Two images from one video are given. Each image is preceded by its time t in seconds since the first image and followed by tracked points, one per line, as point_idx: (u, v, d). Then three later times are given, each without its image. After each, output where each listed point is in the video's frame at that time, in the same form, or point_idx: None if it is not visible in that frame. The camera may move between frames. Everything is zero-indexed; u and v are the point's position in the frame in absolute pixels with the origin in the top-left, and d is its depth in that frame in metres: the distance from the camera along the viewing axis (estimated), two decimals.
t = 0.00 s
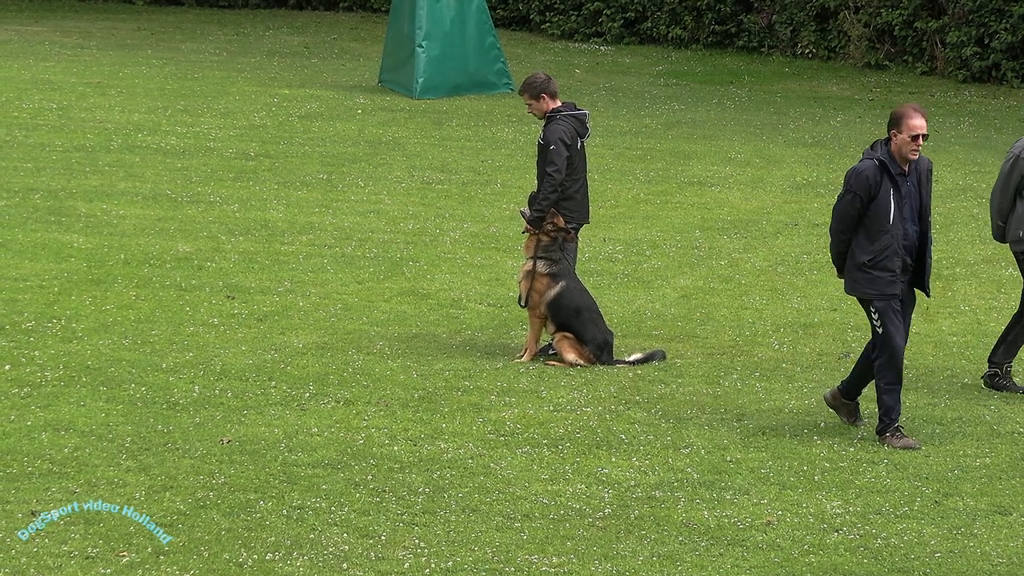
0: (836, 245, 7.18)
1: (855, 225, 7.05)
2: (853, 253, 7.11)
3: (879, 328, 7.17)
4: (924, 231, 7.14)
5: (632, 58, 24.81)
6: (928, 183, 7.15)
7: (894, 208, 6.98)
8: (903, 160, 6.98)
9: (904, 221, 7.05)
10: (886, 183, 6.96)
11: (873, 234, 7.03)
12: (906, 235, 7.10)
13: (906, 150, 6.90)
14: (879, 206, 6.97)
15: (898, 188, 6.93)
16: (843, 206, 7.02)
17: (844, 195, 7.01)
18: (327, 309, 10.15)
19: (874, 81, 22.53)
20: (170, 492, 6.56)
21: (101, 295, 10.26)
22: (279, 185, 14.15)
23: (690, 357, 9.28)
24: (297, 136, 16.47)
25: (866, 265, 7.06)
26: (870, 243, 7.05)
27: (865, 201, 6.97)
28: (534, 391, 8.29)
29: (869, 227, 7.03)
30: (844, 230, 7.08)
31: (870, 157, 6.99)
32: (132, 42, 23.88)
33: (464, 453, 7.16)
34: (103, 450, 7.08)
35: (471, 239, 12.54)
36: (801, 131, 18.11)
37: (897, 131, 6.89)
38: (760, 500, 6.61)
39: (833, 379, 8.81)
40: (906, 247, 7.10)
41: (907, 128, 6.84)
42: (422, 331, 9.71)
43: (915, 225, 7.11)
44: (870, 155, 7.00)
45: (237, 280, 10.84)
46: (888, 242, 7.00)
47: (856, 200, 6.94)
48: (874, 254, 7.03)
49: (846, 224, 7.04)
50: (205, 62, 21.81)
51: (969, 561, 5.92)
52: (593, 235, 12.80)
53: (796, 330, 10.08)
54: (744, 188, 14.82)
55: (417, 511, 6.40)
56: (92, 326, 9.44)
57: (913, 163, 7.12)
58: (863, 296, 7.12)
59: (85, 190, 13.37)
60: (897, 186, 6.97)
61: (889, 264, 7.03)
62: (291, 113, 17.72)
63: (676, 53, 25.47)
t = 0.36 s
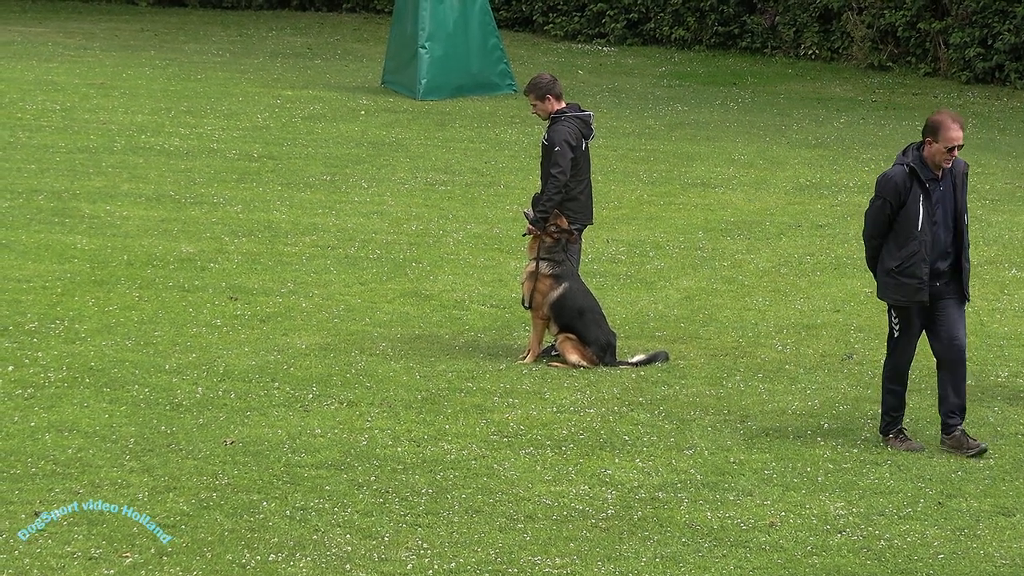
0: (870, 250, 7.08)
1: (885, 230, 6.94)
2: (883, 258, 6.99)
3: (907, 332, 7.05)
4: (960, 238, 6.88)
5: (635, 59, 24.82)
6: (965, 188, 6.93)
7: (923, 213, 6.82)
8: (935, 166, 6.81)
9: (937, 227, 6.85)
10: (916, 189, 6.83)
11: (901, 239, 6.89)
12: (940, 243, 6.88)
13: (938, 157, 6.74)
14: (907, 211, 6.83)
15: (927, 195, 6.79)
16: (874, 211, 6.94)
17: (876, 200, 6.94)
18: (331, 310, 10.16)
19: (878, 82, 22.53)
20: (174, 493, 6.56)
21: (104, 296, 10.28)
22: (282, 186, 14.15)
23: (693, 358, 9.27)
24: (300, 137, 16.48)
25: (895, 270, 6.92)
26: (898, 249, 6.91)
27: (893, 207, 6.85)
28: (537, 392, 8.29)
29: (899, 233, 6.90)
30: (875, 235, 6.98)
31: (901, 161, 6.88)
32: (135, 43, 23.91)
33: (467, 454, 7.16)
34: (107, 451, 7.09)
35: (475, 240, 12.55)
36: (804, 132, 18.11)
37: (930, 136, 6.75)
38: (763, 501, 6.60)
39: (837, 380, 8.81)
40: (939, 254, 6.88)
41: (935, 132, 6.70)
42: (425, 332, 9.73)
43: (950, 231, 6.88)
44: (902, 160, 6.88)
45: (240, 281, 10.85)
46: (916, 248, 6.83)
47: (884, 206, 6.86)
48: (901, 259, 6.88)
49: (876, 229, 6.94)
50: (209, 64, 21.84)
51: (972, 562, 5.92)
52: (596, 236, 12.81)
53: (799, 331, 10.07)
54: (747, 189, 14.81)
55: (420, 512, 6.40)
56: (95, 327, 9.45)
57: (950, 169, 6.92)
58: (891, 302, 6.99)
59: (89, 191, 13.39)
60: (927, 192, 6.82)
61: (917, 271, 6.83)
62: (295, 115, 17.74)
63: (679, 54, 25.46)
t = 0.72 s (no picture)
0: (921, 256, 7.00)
1: (934, 235, 6.87)
2: (930, 264, 6.90)
3: (952, 345, 6.88)
4: (1011, 250, 6.72)
5: (643, 60, 24.79)
6: (1022, 200, 6.76)
7: (971, 219, 6.71)
8: (989, 174, 6.70)
9: (985, 236, 6.72)
10: (965, 194, 6.74)
11: (948, 244, 6.79)
12: (988, 252, 6.74)
13: (991, 163, 6.63)
14: (955, 217, 6.75)
15: (975, 200, 6.69)
16: (923, 215, 6.89)
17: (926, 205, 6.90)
18: (338, 311, 10.16)
19: (886, 83, 22.48)
20: (182, 494, 6.56)
21: (112, 297, 10.29)
22: (290, 186, 14.16)
23: (701, 359, 9.26)
24: (308, 138, 16.50)
25: (939, 276, 6.82)
26: (945, 254, 6.81)
27: (941, 211, 6.80)
28: (545, 393, 8.29)
29: (946, 238, 6.81)
30: (925, 239, 6.91)
31: (954, 166, 6.82)
32: (143, 45, 23.95)
33: (475, 455, 7.15)
34: (116, 452, 7.09)
35: (483, 241, 12.54)
36: (812, 133, 18.08)
37: (984, 142, 6.67)
38: (772, 502, 6.59)
39: (844, 381, 8.79)
40: (986, 264, 6.74)
41: (988, 138, 6.62)
42: (433, 332, 9.73)
43: (1000, 241, 6.73)
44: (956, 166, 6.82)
45: (248, 281, 10.86)
46: (961, 253, 6.73)
47: (932, 209, 6.82)
48: (946, 264, 6.78)
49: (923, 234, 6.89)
50: (217, 65, 21.86)
51: (980, 564, 5.90)
52: (604, 237, 12.80)
53: (807, 332, 10.05)
54: (755, 190, 14.78)
55: (428, 513, 6.40)
56: (104, 328, 9.46)
57: (1008, 180, 6.78)
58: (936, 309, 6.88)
59: (97, 191, 13.41)
60: (977, 198, 6.71)
61: (962, 277, 6.73)
62: (303, 115, 17.76)
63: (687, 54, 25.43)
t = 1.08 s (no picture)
0: (962, 259, 6.97)
1: (978, 240, 6.83)
2: (974, 268, 6.87)
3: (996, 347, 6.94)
4: None
5: (651, 61, 24.77)
6: None
7: (1016, 224, 6.71)
8: None
9: None
10: (1010, 198, 6.71)
11: (993, 250, 6.78)
12: None
13: None
14: (1001, 222, 6.72)
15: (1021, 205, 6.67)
16: (967, 219, 6.84)
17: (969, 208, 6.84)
18: (347, 313, 10.15)
19: (895, 84, 22.44)
20: (190, 495, 6.56)
21: (121, 298, 10.30)
22: (299, 187, 14.17)
23: (710, 361, 9.24)
24: (317, 139, 16.50)
25: (985, 281, 6.82)
26: (990, 259, 6.80)
27: (987, 216, 6.75)
28: (554, 394, 8.28)
29: (991, 243, 6.79)
30: (968, 244, 6.88)
31: (998, 170, 6.77)
32: (151, 46, 23.97)
33: (484, 456, 7.14)
34: (124, 453, 7.09)
35: (492, 242, 12.53)
36: (821, 134, 18.04)
37: None
38: (780, 504, 6.57)
39: (854, 383, 8.76)
40: None
41: None
42: (442, 334, 9.72)
43: None
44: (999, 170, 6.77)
45: (257, 283, 10.86)
46: (1007, 259, 6.74)
47: (978, 214, 6.76)
48: (992, 269, 6.78)
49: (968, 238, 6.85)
50: (225, 66, 21.87)
51: (990, 565, 5.89)
52: (613, 239, 12.78)
53: (816, 333, 10.03)
54: (764, 192, 14.75)
55: (437, 514, 6.39)
56: (113, 329, 9.47)
57: None
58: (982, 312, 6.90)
59: (106, 193, 13.42)
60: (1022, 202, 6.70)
61: (1008, 282, 6.76)
62: (311, 116, 17.76)
63: (695, 56, 25.39)
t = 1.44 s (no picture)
0: (1011, 279, 6.72)
1: None
2: None
3: None
4: None
5: (657, 62, 24.75)
6: None
7: None
8: None
9: None
10: None
11: None
12: None
13: None
14: None
15: None
16: (1016, 235, 6.59)
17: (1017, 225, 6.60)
18: (354, 314, 10.15)
19: (902, 85, 22.41)
20: (196, 497, 6.56)
21: (128, 299, 10.31)
22: (306, 189, 14.17)
23: (717, 362, 9.23)
24: (324, 140, 16.50)
25: None
26: None
27: None
28: (560, 396, 8.27)
29: None
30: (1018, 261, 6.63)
31: None
32: (157, 47, 23.99)
33: (491, 458, 7.14)
34: (131, 454, 7.10)
35: (498, 244, 12.53)
36: (828, 135, 18.02)
37: None
38: (787, 505, 6.56)
39: (861, 384, 8.74)
40: None
41: None
42: (448, 335, 9.71)
43: None
44: None
45: (263, 284, 10.87)
46: None
47: None
48: None
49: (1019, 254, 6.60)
50: (231, 67, 21.88)
51: (997, 567, 5.87)
52: (620, 240, 12.77)
53: (823, 335, 10.01)
54: (770, 193, 14.74)
55: (444, 515, 6.39)
56: (119, 330, 9.48)
57: None
58: None
59: (112, 194, 13.43)
60: None
61: None
62: (317, 118, 17.77)
63: (701, 57, 25.36)
